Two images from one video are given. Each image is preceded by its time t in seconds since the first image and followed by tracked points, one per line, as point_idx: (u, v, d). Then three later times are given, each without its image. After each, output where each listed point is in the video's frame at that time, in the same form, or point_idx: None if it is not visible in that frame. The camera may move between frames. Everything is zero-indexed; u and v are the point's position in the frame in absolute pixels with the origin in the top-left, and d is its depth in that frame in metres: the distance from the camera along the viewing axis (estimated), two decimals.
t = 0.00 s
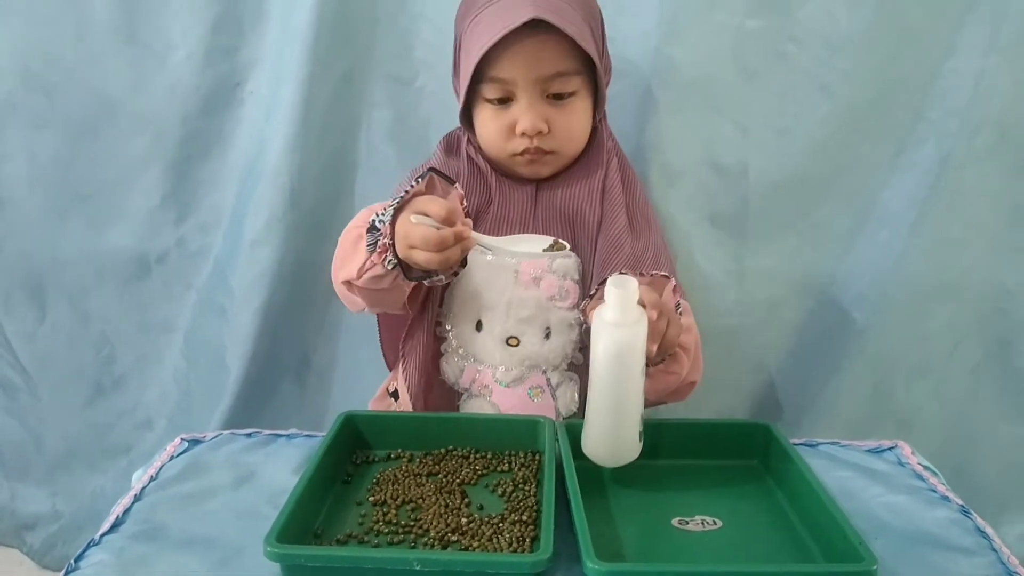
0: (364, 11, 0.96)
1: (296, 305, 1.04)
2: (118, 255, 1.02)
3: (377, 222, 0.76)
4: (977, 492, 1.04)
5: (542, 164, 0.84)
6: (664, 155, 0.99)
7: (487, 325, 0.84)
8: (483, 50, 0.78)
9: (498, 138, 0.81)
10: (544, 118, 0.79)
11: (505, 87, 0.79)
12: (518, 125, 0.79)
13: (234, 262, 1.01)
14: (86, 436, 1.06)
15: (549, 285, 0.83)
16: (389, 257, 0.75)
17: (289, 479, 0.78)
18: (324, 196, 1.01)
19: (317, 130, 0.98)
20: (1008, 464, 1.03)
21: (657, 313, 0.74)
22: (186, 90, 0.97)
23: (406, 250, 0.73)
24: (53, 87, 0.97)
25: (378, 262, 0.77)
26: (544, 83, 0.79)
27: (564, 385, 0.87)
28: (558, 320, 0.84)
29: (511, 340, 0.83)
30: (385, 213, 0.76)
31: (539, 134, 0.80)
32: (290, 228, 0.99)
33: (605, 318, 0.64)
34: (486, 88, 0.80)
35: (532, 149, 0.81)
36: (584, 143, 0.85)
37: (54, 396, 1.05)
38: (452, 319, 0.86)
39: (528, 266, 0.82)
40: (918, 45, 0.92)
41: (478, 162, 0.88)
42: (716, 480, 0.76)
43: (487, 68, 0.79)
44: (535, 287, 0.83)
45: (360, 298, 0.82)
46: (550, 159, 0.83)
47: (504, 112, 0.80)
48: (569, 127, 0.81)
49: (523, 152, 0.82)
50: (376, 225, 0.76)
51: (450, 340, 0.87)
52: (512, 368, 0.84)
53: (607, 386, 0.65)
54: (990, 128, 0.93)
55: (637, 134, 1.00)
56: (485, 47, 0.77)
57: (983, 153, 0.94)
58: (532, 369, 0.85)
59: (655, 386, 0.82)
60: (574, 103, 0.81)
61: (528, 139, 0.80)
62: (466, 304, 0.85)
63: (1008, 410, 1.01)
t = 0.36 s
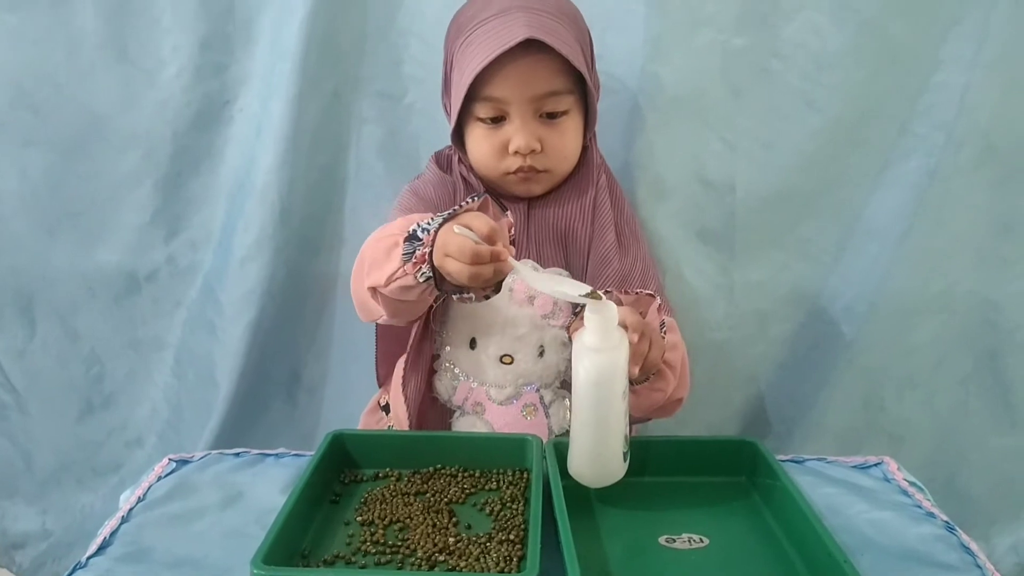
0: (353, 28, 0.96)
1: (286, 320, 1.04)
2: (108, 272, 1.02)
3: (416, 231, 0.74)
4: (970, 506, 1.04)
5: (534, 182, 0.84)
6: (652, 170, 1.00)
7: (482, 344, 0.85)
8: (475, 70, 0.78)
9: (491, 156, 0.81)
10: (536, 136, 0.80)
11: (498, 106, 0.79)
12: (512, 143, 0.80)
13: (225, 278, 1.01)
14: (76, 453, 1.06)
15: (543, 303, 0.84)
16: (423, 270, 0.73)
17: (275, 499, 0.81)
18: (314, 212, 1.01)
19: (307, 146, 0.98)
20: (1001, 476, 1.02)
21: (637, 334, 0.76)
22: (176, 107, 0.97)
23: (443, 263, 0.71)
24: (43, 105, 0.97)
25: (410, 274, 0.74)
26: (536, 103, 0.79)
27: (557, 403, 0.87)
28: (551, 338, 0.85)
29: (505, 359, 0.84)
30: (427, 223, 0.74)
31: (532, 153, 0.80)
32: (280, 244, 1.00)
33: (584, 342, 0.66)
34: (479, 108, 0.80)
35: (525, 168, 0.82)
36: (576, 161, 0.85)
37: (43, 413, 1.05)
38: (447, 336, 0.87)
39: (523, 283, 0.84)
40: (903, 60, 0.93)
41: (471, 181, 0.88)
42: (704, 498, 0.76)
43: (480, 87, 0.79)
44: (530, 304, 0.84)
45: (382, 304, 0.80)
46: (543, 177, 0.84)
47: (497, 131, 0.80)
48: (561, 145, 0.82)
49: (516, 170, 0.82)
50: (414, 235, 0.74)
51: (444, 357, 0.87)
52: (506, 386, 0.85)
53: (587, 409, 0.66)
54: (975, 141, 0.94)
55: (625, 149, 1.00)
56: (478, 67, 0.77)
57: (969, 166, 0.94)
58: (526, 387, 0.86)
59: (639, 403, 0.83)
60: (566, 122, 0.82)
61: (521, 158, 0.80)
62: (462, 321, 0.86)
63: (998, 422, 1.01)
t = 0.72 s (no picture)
0: (346, 36, 0.96)
1: (279, 328, 1.04)
2: (100, 280, 1.01)
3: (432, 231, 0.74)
4: (963, 512, 1.03)
5: (528, 190, 0.84)
6: (645, 176, 1.00)
7: (474, 350, 0.85)
8: (470, 79, 0.78)
9: (485, 164, 0.81)
10: (531, 145, 0.80)
11: (492, 115, 0.79)
12: (506, 151, 0.79)
13: (217, 286, 1.01)
14: (67, 462, 1.05)
15: (534, 309, 0.85)
16: (427, 267, 0.73)
17: (267, 509, 0.81)
18: (307, 219, 1.01)
19: (300, 154, 0.98)
20: (995, 482, 1.02)
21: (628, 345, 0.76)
22: (168, 115, 0.97)
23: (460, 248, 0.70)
24: (35, 113, 0.97)
25: (413, 269, 0.74)
26: (530, 111, 0.79)
27: (550, 411, 0.87)
28: (544, 344, 0.85)
29: (497, 365, 0.84)
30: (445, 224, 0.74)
31: (526, 161, 0.80)
32: (272, 252, 0.99)
33: (577, 353, 0.66)
34: (473, 116, 0.80)
35: (518, 175, 0.82)
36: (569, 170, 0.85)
37: (35, 422, 1.04)
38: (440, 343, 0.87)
39: (514, 289, 0.84)
40: (894, 67, 0.94)
41: (464, 189, 0.88)
42: (697, 505, 0.76)
43: (475, 95, 0.79)
44: (522, 310, 0.84)
45: (375, 300, 0.79)
46: (536, 185, 0.84)
47: (491, 139, 0.80)
48: (555, 154, 0.82)
49: (510, 178, 0.82)
50: (428, 233, 0.74)
51: (436, 363, 0.88)
52: (499, 394, 0.85)
53: (579, 421, 0.66)
54: (967, 148, 0.94)
55: (618, 156, 1.01)
56: (473, 76, 0.77)
57: (960, 172, 0.95)
58: (518, 394, 0.86)
59: (628, 415, 0.82)
60: (560, 131, 0.82)
61: (515, 166, 0.80)
62: (454, 329, 0.86)
63: (991, 427, 1.01)
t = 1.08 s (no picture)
0: (344, 37, 0.97)
1: (277, 329, 1.04)
2: (98, 282, 1.01)
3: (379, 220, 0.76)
4: (962, 513, 1.04)
5: (523, 194, 0.84)
6: (643, 177, 1.00)
7: (469, 350, 0.84)
8: (462, 85, 0.78)
9: (480, 168, 0.81)
10: (524, 149, 0.80)
11: (485, 120, 0.79)
12: (499, 157, 0.80)
13: (216, 287, 1.01)
14: (66, 463, 1.05)
15: (529, 309, 0.84)
16: (376, 253, 0.75)
17: (265, 509, 0.81)
18: (305, 221, 1.01)
19: (299, 155, 0.98)
20: (993, 483, 1.02)
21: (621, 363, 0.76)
22: (167, 116, 0.97)
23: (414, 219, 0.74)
24: (33, 115, 0.97)
25: (361, 256, 0.75)
26: (522, 115, 0.79)
27: (547, 408, 0.87)
28: (538, 343, 0.85)
29: (491, 365, 0.84)
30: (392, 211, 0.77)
31: (520, 165, 0.80)
32: (270, 254, 0.99)
33: (570, 374, 0.65)
34: (466, 121, 0.80)
35: (513, 179, 0.82)
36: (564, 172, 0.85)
37: (33, 423, 1.04)
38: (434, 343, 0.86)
39: (508, 289, 0.84)
40: (893, 68, 0.94)
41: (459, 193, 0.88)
42: (695, 505, 0.76)
43: (467, 101, 0.79)
44: (516, 311, 0.84)
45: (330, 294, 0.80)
46: (531, 188, 0.84)
47: (485, 144, 0.80)
48: (549, 158, 0.82)
49: (504, 182, 0.82)
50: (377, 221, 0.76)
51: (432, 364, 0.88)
52: (494, 393, 0.85)
53: (575, 441, 0.66)
54: (965, 150, 0.94)
55: (617, 157, 1.01)
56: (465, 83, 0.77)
57: (958, 174, 0.95)
58: (514, 393, 0.85)
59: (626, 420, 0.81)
60: (554, 134, 0.82)
61: (509, 170, 0.80)
62: (449, 329, 0.85)
63: (989, 428, 1.01)
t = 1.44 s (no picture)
0: (339, 39, 0.97)
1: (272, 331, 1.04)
2: (94, 284, 1.01)
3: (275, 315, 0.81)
4: (958, 514, 1.03)
5: (495, 194, 0.85)
6: (638, 178, 1.00)
7: (455, 349, 0.85)
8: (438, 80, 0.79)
9: (452, 165, 0.82)
10: (495, 149, 0.81)
11: (459, 117, 0.80)
12: (470, 154, 0.80)
13: (212, 289, 1.01)
14: (62, 465, 1.05)
15: (513, 307, 0.85)
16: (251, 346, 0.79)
17: (259, 511, 0.81)
18: (301, 222, 1.01)
19: (294, 157, 0.98)
20: (988, 483, 1.02)
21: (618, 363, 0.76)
22: (162, 118, 0.97)
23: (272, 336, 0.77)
24: (29, 117, 0.97)
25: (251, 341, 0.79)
26: (495, 115, 0.80)
27: (535, 404, 0.87)
28: (525, 340, 0.86)
29: (478, 363, 0.85)
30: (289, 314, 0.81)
31: (489, 165, 0.81)
32: (265, 255, 0.99)
33: (572, 366, 0.66)
34: (442, 116, 0.81)
35: (483, 179, 0.82)
36: (540, 176, 0.85)
37: (29, 425, 1.04)
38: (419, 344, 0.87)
39: (492, 288, 0.85)
40: (888, 69, 0.94)
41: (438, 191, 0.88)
42: (689, 507, 0.76)
43: (444, 96, 0.80)
44: (500, 308, 0.85)
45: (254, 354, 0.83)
46: (503, 189, 0.84)
47: (458, 141, 0.81)
48: (521, 160, 0.82)
49: (474, 180, 0.83)
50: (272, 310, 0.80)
51: (418, 366, 0.88)
52: (482, 390, 0.86)
53: (574, 435, 0.66)
54: (960, 151, 0.94)
55: (612, 159, 1.00)
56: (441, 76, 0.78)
57: (953, 175, 0.95)
58: (502, 390, 0.86)
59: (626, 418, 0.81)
60: (528, 136, 0.82)
61: (478, 169, 0.81)
62: (433, 329, 0.86)
63: (985, 429, 1.01)
